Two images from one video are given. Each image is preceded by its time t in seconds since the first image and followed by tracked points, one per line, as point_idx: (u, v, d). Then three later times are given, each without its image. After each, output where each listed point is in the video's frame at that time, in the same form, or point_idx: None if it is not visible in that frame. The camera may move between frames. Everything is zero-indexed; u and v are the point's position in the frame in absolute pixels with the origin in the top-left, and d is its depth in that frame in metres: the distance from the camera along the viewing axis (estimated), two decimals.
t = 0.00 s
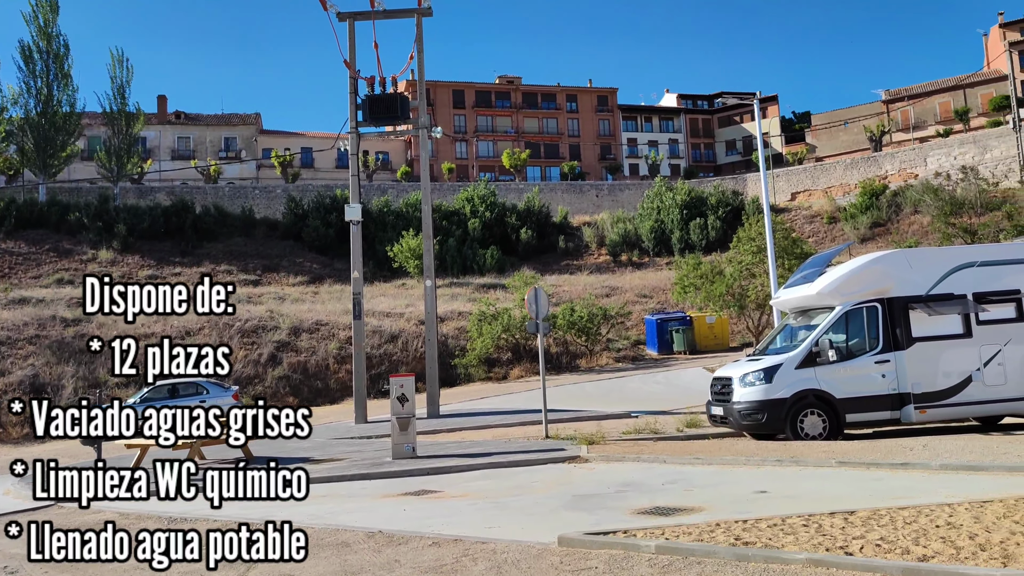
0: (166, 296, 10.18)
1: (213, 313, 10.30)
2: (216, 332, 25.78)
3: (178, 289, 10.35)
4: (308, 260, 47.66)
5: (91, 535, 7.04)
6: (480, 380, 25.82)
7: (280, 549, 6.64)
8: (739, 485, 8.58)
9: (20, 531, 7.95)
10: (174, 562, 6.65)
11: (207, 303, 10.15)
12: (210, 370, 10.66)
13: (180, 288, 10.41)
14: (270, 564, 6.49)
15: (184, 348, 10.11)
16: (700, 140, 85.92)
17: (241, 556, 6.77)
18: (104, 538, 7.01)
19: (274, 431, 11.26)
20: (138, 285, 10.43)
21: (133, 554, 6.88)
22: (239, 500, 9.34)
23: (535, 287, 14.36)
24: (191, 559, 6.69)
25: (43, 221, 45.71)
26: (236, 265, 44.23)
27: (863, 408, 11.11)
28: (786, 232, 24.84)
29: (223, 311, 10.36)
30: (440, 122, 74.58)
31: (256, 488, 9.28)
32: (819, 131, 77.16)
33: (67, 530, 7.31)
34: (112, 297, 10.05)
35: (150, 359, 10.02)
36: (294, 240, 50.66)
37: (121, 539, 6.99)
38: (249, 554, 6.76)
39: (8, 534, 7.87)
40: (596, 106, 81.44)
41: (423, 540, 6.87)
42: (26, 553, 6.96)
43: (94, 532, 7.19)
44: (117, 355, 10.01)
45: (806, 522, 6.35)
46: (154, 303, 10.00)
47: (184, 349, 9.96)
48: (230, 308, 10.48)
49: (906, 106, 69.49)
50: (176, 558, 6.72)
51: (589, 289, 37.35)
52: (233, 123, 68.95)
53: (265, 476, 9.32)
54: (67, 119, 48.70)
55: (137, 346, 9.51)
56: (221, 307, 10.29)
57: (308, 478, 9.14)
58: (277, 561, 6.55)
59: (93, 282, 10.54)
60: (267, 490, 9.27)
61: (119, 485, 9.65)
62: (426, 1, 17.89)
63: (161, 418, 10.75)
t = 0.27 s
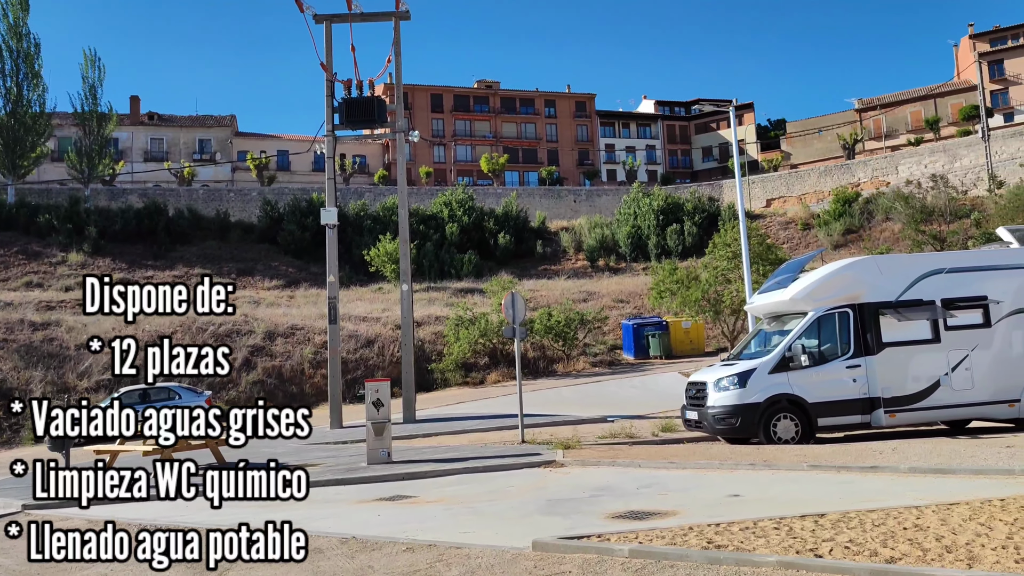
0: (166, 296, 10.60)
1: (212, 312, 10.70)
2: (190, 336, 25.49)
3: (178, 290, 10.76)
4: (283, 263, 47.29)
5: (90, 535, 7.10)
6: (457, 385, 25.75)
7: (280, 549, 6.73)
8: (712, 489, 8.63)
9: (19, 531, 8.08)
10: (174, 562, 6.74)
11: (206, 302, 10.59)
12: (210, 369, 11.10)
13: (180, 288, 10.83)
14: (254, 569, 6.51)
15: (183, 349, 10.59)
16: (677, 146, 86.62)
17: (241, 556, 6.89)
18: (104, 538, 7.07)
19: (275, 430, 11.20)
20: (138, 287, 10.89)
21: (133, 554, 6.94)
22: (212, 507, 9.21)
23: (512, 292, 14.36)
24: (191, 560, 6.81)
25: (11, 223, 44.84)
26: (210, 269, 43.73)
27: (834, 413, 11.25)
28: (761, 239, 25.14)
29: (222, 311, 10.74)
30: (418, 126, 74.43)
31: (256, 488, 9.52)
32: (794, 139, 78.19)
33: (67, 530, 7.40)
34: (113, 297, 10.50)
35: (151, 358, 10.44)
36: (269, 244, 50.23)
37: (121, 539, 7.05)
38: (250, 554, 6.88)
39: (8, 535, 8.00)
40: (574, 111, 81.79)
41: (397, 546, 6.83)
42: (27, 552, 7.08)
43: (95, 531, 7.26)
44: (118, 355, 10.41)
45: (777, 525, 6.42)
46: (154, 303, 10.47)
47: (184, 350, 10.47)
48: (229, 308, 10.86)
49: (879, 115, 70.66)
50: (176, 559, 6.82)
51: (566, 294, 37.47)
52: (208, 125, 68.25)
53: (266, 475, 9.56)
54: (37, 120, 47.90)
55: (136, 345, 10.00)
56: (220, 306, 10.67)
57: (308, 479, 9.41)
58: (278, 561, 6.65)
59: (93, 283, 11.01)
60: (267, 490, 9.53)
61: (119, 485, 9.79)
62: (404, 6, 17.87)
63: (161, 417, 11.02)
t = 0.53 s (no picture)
0: (165, 295, 10.58)
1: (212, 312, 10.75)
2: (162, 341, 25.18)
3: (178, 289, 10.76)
4: (258, 268, 46.89)
5: (90, 535, 7.18)
6: (434, 390, 25.63)
7: (280, 549, 6.80)
8: (685, 493, 8.68)
9: (20, 530, 8.34)
10: (174, 562, 6.80)
11: (206, 302, 10.62)
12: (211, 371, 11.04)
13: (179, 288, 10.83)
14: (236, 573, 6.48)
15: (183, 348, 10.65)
16: (654, 152, 87.24)
17: (241, 555, 7.00)
18: (104, 538, 7.13)
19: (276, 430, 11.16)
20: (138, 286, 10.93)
21: (133, 554, 7.01)
22: (185, 513, 9.13)
23: (489, 297, 14.35)
24: (191, 559, 6.88)
25: None
26: (183, 272, 43.19)
27: (807, 417, 11.39)
28: (736, 245, 25.40)
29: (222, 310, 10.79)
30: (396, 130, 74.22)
31: (257, 488, 9.77)
32: (769, 146, 79.10)
33: (67, 530, 7.45)
34: (112, 297, 10.55)
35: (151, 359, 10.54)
36: (244, 248, 49.75)
37: (121, 539, 7.10)
38: (250, 553, 6.97)
39: (10, 533, 8.25)
40: (552, 117, 82.08)
41: (370, 551, 6.79)
42: (25, 553, 7.08)
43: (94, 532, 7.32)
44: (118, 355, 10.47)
45: (749, 528, 6.48)
46: (154, 303, 10.43)
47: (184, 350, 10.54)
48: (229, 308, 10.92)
49: (852, 124, 71.75)
50: (176, 559, 6.89)
51: (544, 299, 37.52)
52: (181, 126, 67.50)
53: (266, 476, 9.79)
54: (5, 120, 47.06)
55: (135, 347, 10.10)
56: (220, 307, 10.72)
57: (308, 479, 9.70)
58: (278, 561, 6.72)
59: (92, 283, 11.03)
60: (268, 490, 9.76)
61: (119, 485, 9.93)
62: (381, 9, 17.83)
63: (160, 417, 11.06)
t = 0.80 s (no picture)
0: (165, 296, 10.65)
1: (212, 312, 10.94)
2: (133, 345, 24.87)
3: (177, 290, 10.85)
4: (233, 272, 46.46)
5: (90, 536, 7.30)
6: (410, 396, 25.52)
7: (279, 549, 6.88)
8: (660, 497, 8.74)
9: (20, 532, 8.40)
10: (174, 562, 6.86)
11: (206, 303, 10.80)
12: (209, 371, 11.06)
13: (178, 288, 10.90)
14: None
15: (181, 349, 10.87)
16: (632, 159, 87.84)
17: (241, 555, 7.04)
18: (104, 539, 7.23)
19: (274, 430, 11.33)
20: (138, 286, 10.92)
21: (133, 554, 7.09)
22: (156, 518, 9.03)
23: (466, 302, 14.34)
24: (191, 559, 6.94)
25: None
26: (156, 276, 42.64)
27: (780, 421, 11.52)
28: (711, 251, 25.69)
29: (222, 311, 11.00)
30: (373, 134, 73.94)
31: (256, 488, 9.85)
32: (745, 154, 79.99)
33: (66, 531, 7.58)
34: (112, 297, 10.52)
35: (150, 359, 10.69)
36: (218, 251, 49.26)
37: (121, 540, 7.18)
38: (249, 554, 7.02)
39: (9, 534, 8.32)
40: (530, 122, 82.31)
41: (342, 557, 6.75)
42: (26, 553, 7.20)
43: (93, 533, 7.45)
44: (117, 356, 10.50)
45: (721, 532, 6.54)
46: (154, 304, 10.47)
47: (183, 351, 10.77)
48: (228, 308, 11.12)
49: (826, 132, 72.81)
50: (176, 559, 6.95)
51: (521, 304, 37.58)
52: (154, 128, 66.76)
53: (266, 476, 9.85)
54: None
55: (137, 346, 10.12)
56: (220, 307, 10.94)
57: (307, 480, 9.81)
58: (277, 560, 6.80)
59: (92, 283, 10.83)
60: (267, 490, 9.85)
61: (118, 485, 10.06)
62: (357, 12, 17.80)
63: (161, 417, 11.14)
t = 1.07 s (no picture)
0: (165, 312, 10.58)
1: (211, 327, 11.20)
2: (104, 350, 24.52)
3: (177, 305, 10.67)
4: (207, 275, 45.97)
5: (89, 553, 7.18)
6: (387, 401, 25.38)
7: (280, 564, 6.71)
8: (634, 501, 8.79)
9: (21, 546, 7.75)
10: None
11: (206, 318, 11.09)
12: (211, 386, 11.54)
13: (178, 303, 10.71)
14: None
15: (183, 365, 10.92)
16: (609, 165, 88.32)
17: (240, 571, 6.81)
18: (105, 554, 7.07)
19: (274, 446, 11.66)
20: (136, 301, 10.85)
21: (133, 569, 6.73)
22: (127, 526, 8.90)
23: (442, 307, 14.33)
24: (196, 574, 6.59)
25: None
26: (127, 280, 42.01)
27: (754, 425, 11.63)
28: (688, 257, 25.88)
29: (221, 325, 11.26)
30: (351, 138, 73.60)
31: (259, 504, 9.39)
32: (722, 161, 80.76)
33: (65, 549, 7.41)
34: (112, 313, 10.53)
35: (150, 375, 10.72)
36: (191, 255, 48.68)
37: (121, 555, 6.99)
38: (250, 569, 6.82)
39: (9, 548, 7.65)
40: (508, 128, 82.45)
41: (316, 563, 6.70)
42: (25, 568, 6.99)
43: (94, 549, 7.33)
44: (116, 372, 10.55)
45: (693, 535, 6.59)
46: (154, 319, 10.45)
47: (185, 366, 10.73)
48: (227, 323, 11.36)
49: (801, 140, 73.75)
50: (178, 573, 6.61)
51: (499, 309, 37.55)
52: (127, 130, 65.93)
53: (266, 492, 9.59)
54: None
55: (138, 362, 10.17)
56: (220, 322, 11.18)
57: (308, 494, 9.37)
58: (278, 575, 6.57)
59: (91, 298, 10.94)
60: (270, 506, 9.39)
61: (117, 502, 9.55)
62: (333, 15, 17.74)
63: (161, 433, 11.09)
